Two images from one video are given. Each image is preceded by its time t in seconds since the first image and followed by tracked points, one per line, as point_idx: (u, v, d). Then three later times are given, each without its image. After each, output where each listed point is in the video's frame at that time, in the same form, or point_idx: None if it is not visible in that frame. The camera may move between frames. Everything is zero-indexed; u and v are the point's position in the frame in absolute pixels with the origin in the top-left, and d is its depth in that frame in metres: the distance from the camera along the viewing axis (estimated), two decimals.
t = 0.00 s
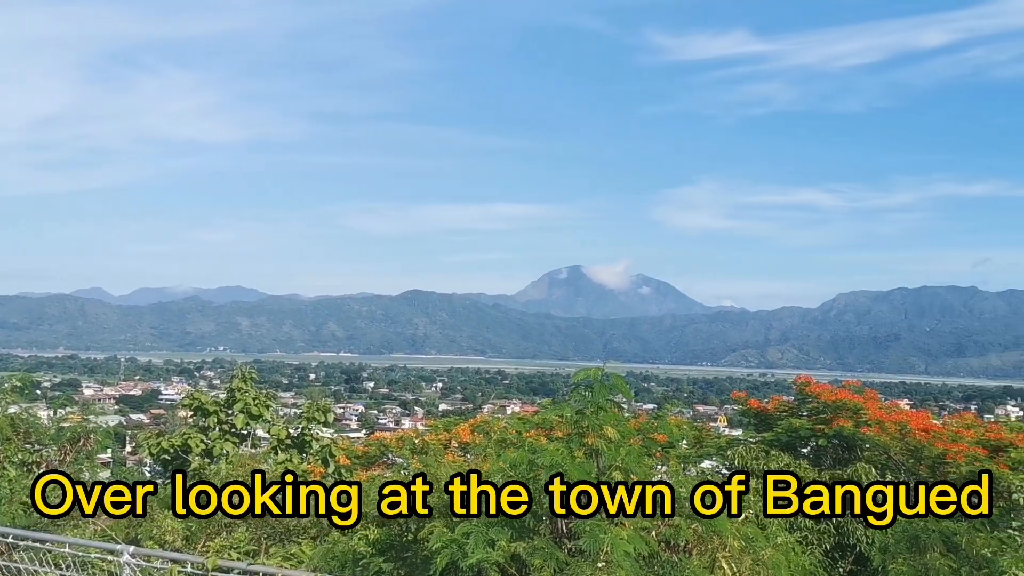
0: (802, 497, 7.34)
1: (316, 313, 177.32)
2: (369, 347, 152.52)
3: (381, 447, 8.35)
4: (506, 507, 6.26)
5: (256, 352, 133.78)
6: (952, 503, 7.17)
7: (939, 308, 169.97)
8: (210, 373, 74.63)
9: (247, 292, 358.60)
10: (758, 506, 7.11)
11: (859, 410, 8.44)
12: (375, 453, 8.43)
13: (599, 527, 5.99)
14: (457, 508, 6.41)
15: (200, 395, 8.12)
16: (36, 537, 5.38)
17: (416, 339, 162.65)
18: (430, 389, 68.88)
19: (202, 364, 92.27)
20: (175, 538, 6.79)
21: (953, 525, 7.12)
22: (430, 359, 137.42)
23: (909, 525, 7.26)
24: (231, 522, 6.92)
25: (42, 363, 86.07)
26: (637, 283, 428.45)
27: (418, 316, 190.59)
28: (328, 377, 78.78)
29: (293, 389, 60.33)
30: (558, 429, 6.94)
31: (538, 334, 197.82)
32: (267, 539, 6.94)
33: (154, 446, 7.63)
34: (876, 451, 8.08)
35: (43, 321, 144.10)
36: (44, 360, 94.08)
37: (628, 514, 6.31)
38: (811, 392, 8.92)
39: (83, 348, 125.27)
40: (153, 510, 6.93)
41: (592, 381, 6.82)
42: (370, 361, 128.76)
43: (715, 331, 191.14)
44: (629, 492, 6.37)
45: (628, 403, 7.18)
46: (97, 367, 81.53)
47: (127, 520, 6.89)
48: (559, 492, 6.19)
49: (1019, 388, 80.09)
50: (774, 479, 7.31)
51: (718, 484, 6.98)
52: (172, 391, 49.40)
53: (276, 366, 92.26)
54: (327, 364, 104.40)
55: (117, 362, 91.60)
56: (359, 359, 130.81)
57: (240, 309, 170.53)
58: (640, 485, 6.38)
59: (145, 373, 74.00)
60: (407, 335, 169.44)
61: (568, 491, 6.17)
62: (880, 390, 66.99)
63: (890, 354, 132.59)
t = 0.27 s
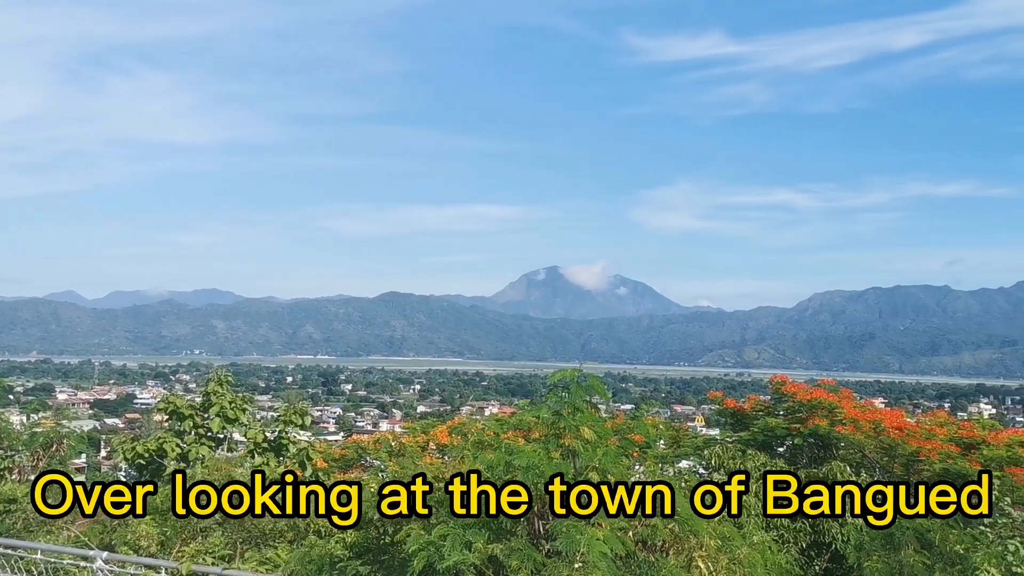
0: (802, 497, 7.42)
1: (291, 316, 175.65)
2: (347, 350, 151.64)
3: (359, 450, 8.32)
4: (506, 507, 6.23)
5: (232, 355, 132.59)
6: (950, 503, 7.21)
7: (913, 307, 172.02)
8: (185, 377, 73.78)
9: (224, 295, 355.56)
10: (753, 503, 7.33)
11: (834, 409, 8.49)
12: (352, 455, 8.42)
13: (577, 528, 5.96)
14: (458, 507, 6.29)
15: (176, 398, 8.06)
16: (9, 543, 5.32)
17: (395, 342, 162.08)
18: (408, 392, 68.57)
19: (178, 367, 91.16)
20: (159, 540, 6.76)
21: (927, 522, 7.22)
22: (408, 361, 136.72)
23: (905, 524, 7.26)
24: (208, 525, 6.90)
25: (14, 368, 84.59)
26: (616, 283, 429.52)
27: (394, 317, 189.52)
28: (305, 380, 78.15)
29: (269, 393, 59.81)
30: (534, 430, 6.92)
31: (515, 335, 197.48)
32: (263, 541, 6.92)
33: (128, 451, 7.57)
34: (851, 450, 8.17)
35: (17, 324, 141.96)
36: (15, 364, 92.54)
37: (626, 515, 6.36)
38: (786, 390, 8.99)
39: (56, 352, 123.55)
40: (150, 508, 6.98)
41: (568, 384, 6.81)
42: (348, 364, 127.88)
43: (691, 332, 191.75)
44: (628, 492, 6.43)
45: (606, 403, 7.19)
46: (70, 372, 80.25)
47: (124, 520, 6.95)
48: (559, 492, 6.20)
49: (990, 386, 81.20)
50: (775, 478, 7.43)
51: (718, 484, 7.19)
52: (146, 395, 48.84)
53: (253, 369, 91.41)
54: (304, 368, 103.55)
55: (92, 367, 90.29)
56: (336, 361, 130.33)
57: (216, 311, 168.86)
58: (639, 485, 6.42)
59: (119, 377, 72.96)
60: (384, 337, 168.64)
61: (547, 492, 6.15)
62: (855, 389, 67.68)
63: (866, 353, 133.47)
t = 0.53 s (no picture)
0: (801, 499, 7.54)
1: (274, 318, 174.59)
2: (331, 352, 151.01)
3: (344, 452, 8.33)
4: (505, 506, 6.18)
5: (215, 357, 131.72)
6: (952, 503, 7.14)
7: (895, 307, 173.37)
8: (168, 380, 73.28)
9: (208, 298, 353.04)
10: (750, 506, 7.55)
11: (817, 408, 8.53)
12: (338, 457, 8.43)
13: (559, 528, 5.95)
14: (458, 507, 6.20)
15: (158, 403, 8.00)
16: None
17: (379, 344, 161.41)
18: (392, 394, 68.44)
19: (161, 370, 90.44)
20: (143, 544, 6.73)
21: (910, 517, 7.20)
22: (391, 363, 136.15)
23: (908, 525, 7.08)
24: (192, 528, 6.88)
25: None
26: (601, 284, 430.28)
27: (378, 318, 188.76)
28: (290, 382, 77.75)
29: (253, 395, 59.54)
30: (518, 432, 6.82)
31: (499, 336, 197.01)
32: (267, 540, 6.92)
33: (112, 455, 7.53)
34: (834, 449, 8.24)
35: None
36: None
37: (627, 515, 6.38)
38: (771, 390, 9.01)
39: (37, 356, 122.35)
40: (149, 509, 6.99)
41: (552, 385, 6.68)
42: (332, 366, 127.27)
43: (676, 332, 192.07)
44: (627, 493, 6.45)
45: (589, 405, 7.11)
46: (52, 375, 79.50)
47: (124, 520, 6.92)
48: (558, 493, 6.28)
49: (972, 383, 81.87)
50: (776, 478, 7.67)
51: (719, 483, 7.43)
52: (129, 398, 48.54)
53: (237, 371, 90.82)
54: (289, 370, 103.02)
55: (75, 371, 89.46)
56: (320, 364, 129.82)
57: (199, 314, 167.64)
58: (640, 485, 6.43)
59: (100, 381, 72.31)
60: (369, 340, 167.96)
61: (533, 492, 6.12)
62: (839, 388, 68.02)
63: (849, 353, 134.06)
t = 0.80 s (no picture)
0: (803, 498, 7.59)
1: (258, 319, 173.70)
2: (315, 353, 150.40)
3: (326, 453, 8.31)
4: (506, 507, 6.13)
5: (197, 358, 130.87)
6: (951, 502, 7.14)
7: (877, 308, 174.57)
8: (150, 382, 72.77)
9: (192, 298, 350.81)
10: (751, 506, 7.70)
11: (799, 409, 8.56)
12: (319, 458, 8.43)
13: (542, 530, 5.86)
14: (457, 507, 6.12)
15: (141, 403, 7.94)
16: None
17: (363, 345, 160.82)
18: (376, 395, 68.33)
19: (143, 372, 89.75)
20: (123, 546, 6.68)
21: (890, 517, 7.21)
22: (374, 364, 135.80)
23: (907, 523, 7.18)
24: (173, 529, 6.85)
25: None
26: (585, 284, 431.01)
27: (361, 319, 188.15)
28: (273, 384, 77.39)
29: (237, 396, 59.25)
30: (499, 433, 6.68)
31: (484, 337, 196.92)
32: (261, 539, 6.88)
33: (91, 456, 7.47)
34: (815, 450, 8.29)
35: None
36: None
37: (627, 514, 6.40)
38: (752, 391, 9.06)
39: (18, 357, 121.19)
40: (150, 507, 6.94)
41: (535, 386, 6.50)
42: (315, 367, 126.71)
43: (660, 333, 192.52)
44: (628, 492, 6.45)
45: (572, 404, 6.98)
46: (32, 376, 78.73)
47: (124, 520, 6.92)
48: (561, 493, 6.31)
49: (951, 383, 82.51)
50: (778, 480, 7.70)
51: (719, 483, 7.61)
52: (112, 400, 48.20)
53: (220, 373, 90.23)
54: (272, 371, 102.48)
55: (56, 372, 88.67)
56: (303, 364, 129.31)
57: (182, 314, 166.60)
58: (641, 485, 6.47)
59: (81, 382, 71.68)
60: (353, 341, 167.35)
61: (516, 494, 6.04)
62: (821, 389, 68.35)
63: (831, 354, 134.74)
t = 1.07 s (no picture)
0: (800, 497, 7.55)
1: (234, 320, 172.21)
2: (291, 356, 149.35)
3: (303, 454, 8.27)
4: (507, 507, 5.97)
5: (171, 361, 129.51)
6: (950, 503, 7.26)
7: (851, 309, 176.40)
8: (123, 384, 72.18)
9: (167, 300, 347.73)
10: (753, 504, 7.78)
11: (774, 409, 8.61)
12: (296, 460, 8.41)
13: (515, 529, 5.68)
14: (459, 507, 5.98)
15: (114, 405, 7.86)
16: None
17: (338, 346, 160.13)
18: (352, 397, 68.01)
19: (116, 374, 88.73)
20: (95, 550, 6.60)
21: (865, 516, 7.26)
22: (350, 366, 135.06)
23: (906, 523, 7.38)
24: (146, 532, 6.78)
25: None
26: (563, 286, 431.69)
27: (338, 321, 187.12)
28: (247, 386, 76.82)
29: (210, 399, 58.70)
30: (477, 434, 6.55)
31: (462, 338, 196.50)
32: (265, 538, 6.79)
33: (63, 458, 7.35)
34: (791, 449, 8.36)
35: None
36: None
37: (626, 515, 6.37)
38: (729, 391, 9.10)
39: None
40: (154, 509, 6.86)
41: (511, 386, 6.36)
42: (291, 369, 125.78)
43: (636, 335, 193.01)
44: (625, 492, 6.44)
45: (549, 404, 6.88)
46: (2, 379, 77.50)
47: (121, 519, 6.89)
48: (562, 492, 6.24)
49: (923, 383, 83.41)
50: (776, 478, 7.74)
51: (720, 482, 7.76)
52: (83, 402, 47.68)
53: (194, 375, 89.27)
54: (247, 373, 101.65)
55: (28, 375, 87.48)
56: (279, 367, 128.33)
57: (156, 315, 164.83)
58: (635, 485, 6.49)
59: (53, 385, 70.79)
60: (329, 343, 166.35)
61: (490, 495, 5.92)
62: (796, 389, 68.79)
63: (805, 354, 135.68)
